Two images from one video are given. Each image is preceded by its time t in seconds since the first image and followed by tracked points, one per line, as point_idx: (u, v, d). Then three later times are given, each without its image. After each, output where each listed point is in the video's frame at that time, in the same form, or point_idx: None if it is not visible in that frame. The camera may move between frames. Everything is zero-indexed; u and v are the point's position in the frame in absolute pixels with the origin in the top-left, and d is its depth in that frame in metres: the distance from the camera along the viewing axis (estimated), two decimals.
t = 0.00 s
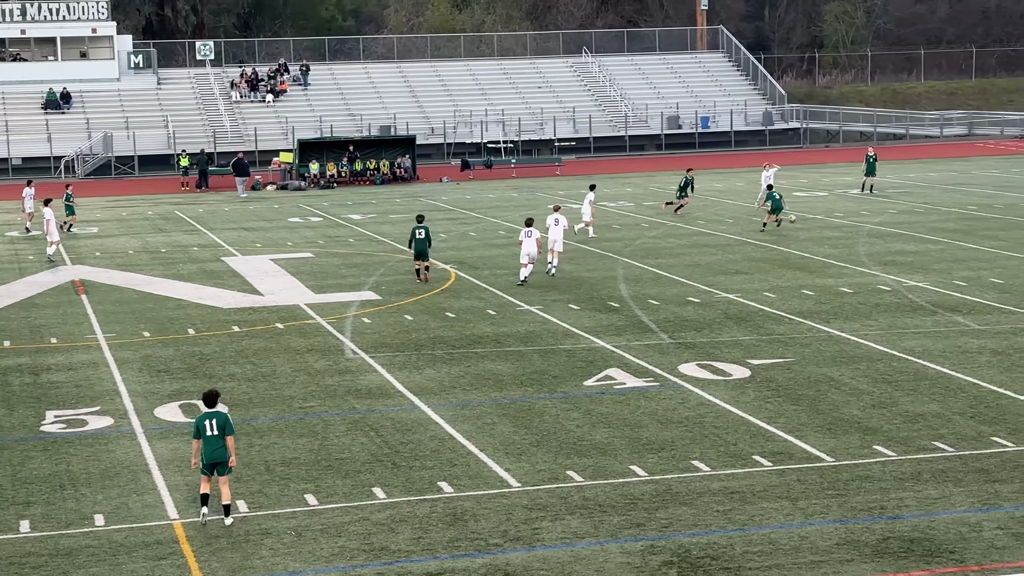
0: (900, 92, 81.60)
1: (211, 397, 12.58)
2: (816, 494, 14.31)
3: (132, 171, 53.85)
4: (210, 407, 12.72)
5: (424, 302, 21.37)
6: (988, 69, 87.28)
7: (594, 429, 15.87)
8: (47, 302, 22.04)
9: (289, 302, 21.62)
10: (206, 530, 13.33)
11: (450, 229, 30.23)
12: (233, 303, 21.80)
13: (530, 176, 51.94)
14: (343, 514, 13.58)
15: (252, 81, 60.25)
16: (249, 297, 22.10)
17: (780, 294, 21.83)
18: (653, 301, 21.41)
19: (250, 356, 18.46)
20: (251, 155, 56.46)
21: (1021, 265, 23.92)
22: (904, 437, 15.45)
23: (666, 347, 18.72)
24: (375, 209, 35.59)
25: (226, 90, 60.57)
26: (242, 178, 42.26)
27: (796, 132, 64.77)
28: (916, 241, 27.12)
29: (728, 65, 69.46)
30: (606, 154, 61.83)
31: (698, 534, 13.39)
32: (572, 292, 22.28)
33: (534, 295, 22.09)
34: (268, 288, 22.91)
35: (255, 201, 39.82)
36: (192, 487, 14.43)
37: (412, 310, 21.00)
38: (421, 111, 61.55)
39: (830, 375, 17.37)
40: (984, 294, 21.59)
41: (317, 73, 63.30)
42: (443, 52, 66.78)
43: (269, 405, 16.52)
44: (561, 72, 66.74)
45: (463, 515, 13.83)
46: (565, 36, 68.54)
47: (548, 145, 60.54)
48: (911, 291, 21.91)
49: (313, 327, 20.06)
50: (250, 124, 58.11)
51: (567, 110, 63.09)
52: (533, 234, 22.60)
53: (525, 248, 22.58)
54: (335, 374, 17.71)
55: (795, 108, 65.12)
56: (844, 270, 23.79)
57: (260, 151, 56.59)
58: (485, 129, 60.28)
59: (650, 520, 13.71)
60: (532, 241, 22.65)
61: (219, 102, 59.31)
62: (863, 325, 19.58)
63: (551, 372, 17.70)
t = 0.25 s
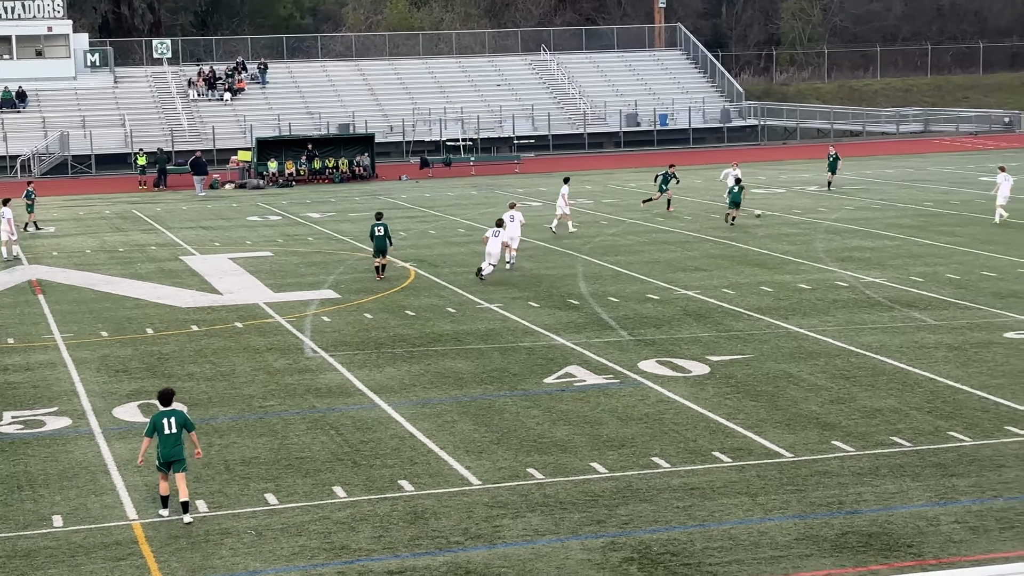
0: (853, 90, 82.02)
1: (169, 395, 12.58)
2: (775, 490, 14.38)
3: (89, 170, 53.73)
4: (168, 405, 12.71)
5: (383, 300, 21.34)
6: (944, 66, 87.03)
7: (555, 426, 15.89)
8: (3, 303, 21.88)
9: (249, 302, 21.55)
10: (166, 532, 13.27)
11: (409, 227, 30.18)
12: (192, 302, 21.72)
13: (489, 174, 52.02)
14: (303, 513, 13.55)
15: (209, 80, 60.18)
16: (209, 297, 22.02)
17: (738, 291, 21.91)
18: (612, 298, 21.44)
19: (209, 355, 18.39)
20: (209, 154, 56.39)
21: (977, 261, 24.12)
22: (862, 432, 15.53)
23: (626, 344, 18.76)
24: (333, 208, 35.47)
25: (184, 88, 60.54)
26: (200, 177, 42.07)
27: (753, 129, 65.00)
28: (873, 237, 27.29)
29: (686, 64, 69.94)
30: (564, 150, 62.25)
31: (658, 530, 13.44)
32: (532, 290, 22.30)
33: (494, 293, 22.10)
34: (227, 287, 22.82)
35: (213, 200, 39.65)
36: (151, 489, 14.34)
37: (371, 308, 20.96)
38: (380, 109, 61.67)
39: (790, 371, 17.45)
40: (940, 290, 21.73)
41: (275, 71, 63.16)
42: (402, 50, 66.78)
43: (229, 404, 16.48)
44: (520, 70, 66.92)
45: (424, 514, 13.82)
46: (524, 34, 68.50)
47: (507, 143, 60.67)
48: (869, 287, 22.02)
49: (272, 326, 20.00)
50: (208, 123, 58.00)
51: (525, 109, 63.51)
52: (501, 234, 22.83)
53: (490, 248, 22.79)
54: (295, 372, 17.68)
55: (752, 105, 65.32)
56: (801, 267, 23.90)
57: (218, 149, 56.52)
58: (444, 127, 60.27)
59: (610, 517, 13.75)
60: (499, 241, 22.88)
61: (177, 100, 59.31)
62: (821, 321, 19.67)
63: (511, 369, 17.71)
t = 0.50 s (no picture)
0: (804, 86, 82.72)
1: (113, 389, 12.55)
2: (729, 485, 14.43)
3: (39, 169, 53.48)
4: (112, 399, 12.68)
5: (338, 299, 21.30)
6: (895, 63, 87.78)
7: (510, 424, 15.89)
8: None
9: (201, 301, 21.46)
10: (120, 533, 13.17)
11: (364, 226, 30.11)
12: (145, 302, 21.62)
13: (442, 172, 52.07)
14: (257, 513, 13.48)
15: (161, 78, 59.85)
16: (162, 296, 21.90)
17: (692, 288, 21.99)
18: (566, 296, 21.47)
19: (161, 355, 18.30)
20: (162, 153, 56.34)
21: (927, 257, 24.32)
22: (816, 428, 15.61)
23: (581, 342, 18.78)
24: (287, 206, 35.33)
25: (134, 87, 60.09)
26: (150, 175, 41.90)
27: (706, 126, 65.60)
28: (825, 233, 27.45)
29: (639, 61, 70.48)
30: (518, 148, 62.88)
31: (613, 526, 13.45)
32: (486, 288, 22.30)
33: (449, 291, 22.09)
34: (179, 287, 22.68)
35: (166, 199, 39.41)
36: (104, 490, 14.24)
37: (326, 307, 20.93)
38: (333, 105, 61.56)
39: (743, 367, 17.52)
40: (891, 286, 21.87)
41: (226, 69, 63.01)
42: (354, 48, 66.94)
43: (182, 404, 16.41)
44: (473, 67, 67.13)
45: (379, 512, 13.80)
46: (476, 32, 68.94)
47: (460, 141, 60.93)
48: (821, 283, 22.14)
49: (226, 325, 19.93)
50: (159, 121, 57.77)
51: (479, 105, 63.62)
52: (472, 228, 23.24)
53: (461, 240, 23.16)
54: (249, 372, 17.62)
55: (704, 103, 65.71)
56: (755, 263, 24.00)
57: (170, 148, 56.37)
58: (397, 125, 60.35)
59: (566, 514, 13.75)
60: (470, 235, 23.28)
61: (127, 99, 58.97)
62: (774, 317, 19.75)
63: (466, 367, 17.70)
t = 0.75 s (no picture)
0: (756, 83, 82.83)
1: (60, 388, 12.71)
2: (685, 482, 14.46)
3: None
4: (60, 400, 12.81)
5: (293, 298, 21.26)
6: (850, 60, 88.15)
7: (466, 422, 15.88)
8: None
9: (156, 301, 21.37)
10: (74, 535, 13.06)
11: (319, 225, 30.04)
12: (99, 302, 21.50)
13: (398, 170, 52.17)
14: (213, 513, 13.40)
15: (113, 77, 59.53)
16: (116, 296, 21.78)
17: (648, 285, 22.03)
18: (522, 294, 21.48)
19: (115, 355, 18.21)
20: (114, 152, 55.76)
21: (880, 253, 24.48)
22: (772, 424, 15.67)
23: (537, 339, 18.79)
24: (241, 205, 35.21)
25: (87, 86, 59.75)
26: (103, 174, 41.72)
27: (661, 124, 65.98)
28: (779, 230, 27.58)
29: (593, 60, 71.04)
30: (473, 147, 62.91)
31: (570, 524, 13.45)
32: (442, 287, 22.29)
33: (404, 290, 22.07)
34: (133, 287, 22.55)
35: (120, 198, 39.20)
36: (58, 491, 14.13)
37: (281, 307, 20.90)
38: (286, 104, 61.61)
39: (699, 364, 17.55)
40: (845, 282, 21.98)
41: (179, 67, 62.77)
42: (308, 46, 66.90)
43: (137, 405, 16.33)
44: (427, 66, 67.32)
45: (336, 512, 13.76)
46: (431, 31, 69.22)
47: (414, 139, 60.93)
48: (776, 280, 22.22)
49: (180, 325, 19.84)
50: (112, 120, 57.55)
51: (434, 105, 63.97)
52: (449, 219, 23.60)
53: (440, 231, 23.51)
54: (203, 372, 17.55)
55: (659, 101, 66.28)
56: (711, 260, 24.07)
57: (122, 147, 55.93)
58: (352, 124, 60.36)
59: (523, 512, 13.75)
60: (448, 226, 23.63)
61: (80, 98, 58.66)
62: (729, 314, 19.81)
63: (422, 366, 17.68)
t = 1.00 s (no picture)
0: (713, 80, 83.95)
1: (9, 387, 13.14)
2: (642, 479, 14.49)
3: None
4: (8, 396, 13.28)
5: (249, 297, 21.22)
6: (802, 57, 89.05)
7: (423, 421, 15.86)
8: None
9: (109, 301, 21.27)
10: (29, 536, 12.94)
11: (273, 224, 29.99)
12: (52, 302, 21.38)
13: (353, 169, 52.39)
14: (169, 514, 13.32)
15: (65, 76, 59.21)
16: (69, 296, 21.66)
17: (604, 283, 22.08)
18: (479, 292, 21.50)
19: (69, 356, 18.11)
20: (67, 151, 55.69)
21: (834, 249, 24.60)
22: (728, 420, 15.71)
23: (494, 337, 18.81)
24: (195, 204, 35.10)
25: (39, 85, 59.34)
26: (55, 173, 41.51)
27: (616, 121, 66.52)
28: (734, 227, 27.71)
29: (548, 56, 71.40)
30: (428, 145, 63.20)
31: (528, 521, 13.45)
32: (397, 285, 22.28)
33: (360, 289, 22.05)
34: (87, 287, 22.45)
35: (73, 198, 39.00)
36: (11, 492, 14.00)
37: (237, 307, 20.86)
38: (240, 99, 61.77)
39: (655, 361, 17.60)
40: (800, 278, 22.08)
41: (132, 65, 62.40)
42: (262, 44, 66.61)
43: (91, 405, 16.25)
44: (382, 63, 67.35)
45: (292, 511, 13.70)
46: (386, 28, 69.02)
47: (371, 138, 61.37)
48: (731, 277, 22.32)
49: (134, 325, 19.76)
50: (64, 119, 57.25)
51: (389, 102, 64.08)
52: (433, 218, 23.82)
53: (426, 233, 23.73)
54: (158, 372, 17.48)
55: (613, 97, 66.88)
56: (666, 258, 24.15)
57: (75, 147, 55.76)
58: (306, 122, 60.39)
59: (480, 510, 13.74)
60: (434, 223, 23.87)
61: (32, 97, 58.31)
62: (685, 311, 19.87)
63: (379, 365, 17.66)
